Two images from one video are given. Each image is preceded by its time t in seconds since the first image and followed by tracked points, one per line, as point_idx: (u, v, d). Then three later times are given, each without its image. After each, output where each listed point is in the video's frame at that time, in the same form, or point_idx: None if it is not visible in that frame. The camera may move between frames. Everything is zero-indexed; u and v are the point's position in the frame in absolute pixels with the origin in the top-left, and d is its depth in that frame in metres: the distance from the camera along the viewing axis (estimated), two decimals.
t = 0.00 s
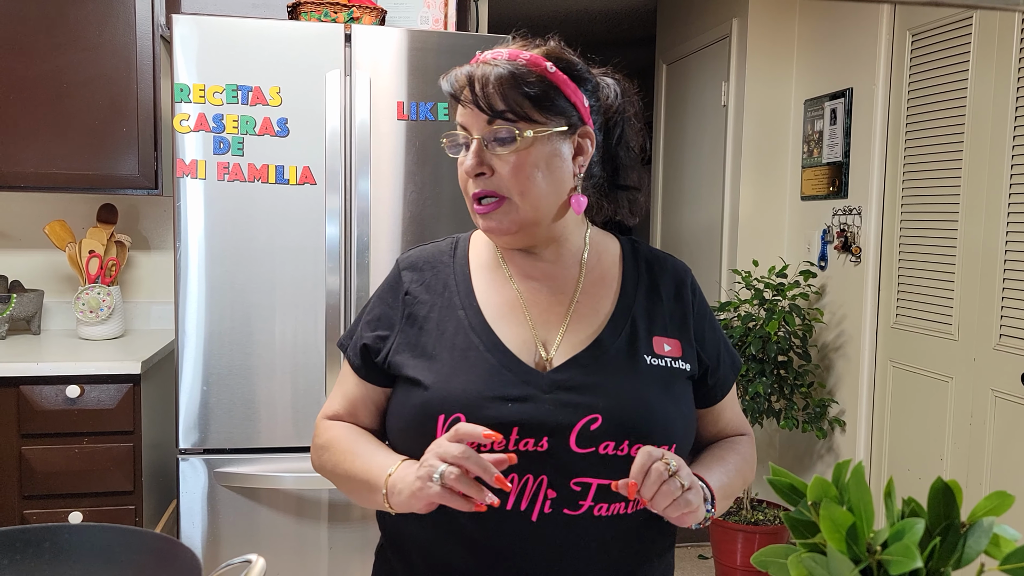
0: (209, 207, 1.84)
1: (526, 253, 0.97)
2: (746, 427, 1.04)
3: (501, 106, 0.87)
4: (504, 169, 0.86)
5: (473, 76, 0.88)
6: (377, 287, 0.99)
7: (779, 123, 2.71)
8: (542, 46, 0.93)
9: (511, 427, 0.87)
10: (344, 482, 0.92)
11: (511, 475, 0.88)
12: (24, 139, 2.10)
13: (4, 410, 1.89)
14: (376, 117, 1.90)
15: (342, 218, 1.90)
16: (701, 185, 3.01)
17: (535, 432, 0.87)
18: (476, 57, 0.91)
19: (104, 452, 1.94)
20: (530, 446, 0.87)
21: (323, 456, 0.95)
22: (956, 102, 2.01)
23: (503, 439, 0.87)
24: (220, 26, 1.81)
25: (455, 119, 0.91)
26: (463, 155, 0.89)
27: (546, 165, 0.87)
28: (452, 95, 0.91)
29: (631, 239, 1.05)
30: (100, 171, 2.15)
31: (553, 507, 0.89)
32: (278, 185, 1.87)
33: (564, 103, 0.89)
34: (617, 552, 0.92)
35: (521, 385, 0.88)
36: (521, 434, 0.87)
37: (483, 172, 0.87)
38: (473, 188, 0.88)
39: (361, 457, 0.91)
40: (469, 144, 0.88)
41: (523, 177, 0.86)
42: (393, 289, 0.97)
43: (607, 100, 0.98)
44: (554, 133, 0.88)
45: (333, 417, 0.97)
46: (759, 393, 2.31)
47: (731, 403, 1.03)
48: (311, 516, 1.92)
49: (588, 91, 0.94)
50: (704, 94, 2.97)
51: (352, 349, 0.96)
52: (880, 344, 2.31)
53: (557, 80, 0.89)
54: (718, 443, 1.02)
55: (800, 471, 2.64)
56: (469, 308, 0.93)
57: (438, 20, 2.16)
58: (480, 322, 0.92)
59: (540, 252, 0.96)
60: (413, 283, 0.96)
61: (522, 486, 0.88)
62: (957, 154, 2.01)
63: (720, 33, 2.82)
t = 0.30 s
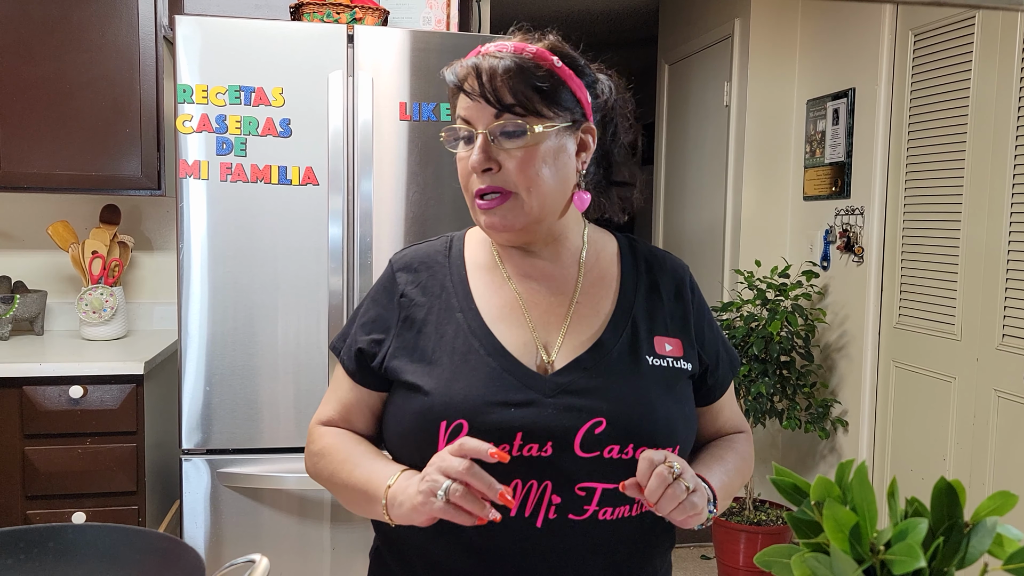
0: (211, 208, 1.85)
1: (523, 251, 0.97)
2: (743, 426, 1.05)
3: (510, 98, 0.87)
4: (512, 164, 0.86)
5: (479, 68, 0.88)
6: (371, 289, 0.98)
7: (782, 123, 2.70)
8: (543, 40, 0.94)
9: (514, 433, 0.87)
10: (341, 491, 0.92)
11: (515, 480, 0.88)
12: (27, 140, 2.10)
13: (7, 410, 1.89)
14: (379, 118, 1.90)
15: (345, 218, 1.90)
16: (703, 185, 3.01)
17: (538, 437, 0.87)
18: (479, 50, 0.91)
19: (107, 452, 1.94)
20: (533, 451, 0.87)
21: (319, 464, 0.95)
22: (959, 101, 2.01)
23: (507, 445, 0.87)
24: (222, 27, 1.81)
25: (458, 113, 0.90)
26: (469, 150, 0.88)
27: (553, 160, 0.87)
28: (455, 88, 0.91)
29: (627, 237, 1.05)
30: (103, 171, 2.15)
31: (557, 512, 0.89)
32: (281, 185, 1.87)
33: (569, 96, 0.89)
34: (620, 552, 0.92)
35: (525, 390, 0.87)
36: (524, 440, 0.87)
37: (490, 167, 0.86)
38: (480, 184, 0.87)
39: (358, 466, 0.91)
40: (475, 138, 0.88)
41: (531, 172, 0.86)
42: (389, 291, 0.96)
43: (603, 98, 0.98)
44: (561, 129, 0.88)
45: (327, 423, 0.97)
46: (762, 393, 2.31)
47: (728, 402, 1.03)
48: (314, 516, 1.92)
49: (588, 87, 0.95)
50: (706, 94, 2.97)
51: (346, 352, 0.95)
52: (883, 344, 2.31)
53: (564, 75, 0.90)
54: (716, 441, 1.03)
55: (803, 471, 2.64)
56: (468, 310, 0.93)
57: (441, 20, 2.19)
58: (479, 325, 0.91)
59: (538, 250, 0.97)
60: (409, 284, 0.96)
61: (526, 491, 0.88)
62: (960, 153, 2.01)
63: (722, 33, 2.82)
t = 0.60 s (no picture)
0: (213, 209, 1.84)
1: (523, 252, 0.97)
2: (742, 425, 1.05)
3: (552, 86, 0.91)
4: (559, 149, 0.89)
5: (523, 51, 0.90)
6: (363, 294, 0.97)
7: (784, 123, 2.70)
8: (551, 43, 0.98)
9: (515, 440, 0.86)
10: (340, 502, 0.92)
11: (517, 487, 0.87)
12: (31, 139, 2.10)
13: (9, 410, 1.89)
14: (381, 117, 1.89)
15: (347, 217, 1.90)
16: (706, 185, 3.00)
17: (539, 444, 0.86)
18: (509, 36, 0.93)
19: (109, 452, 1.94)
20: (535, 458, 0.87)
21: (316, 475, 0.94)
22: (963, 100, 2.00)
23: (508, 452, 0.86)
24: (224, 26, 1.81)
25: (495, 95, 0.90)
26: (512, 133, 0.89)
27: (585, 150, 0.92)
28: (489, 71, 0.91)
29: (623, 233, 1.04)
30: (105, 171, 2.15)
31: (560, 519, 0.88)
32: (283, 185, 1.87)
33: (593, 91, 0.96)
34: (623, 554, 0.91)
35: (526, 396, 0.87)
36: (526, 447, 0.86)
37: (540, 150, 0.88)
38: (527, 167, 0.88)
39: (356, 478, 0.90)
40: (514, 121, 0.90)
41: (571, 159, 0.90)
42: (382, 296, 0.95)
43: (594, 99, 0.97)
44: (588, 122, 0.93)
45: (323, 432, 0.96)
46: (765, 393, 2.30)
47: (729, 401, 1.03)
48: (316, 517, 1.91)
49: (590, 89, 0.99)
50: (708, 93, 2.97)
51: (342, 359, 0.94)
52: (886, 343, 2.30)
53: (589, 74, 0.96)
54: (716, 440, 1.02)
55: (806, 471, 2.64)
56: (464, 315, 0.92)
57: (443, 19, 2.16)
58: (476, 329, 0.91)
59: (536, 250, 0.97)
60: (403, 289, 0.95)
61: (528, 499, 0.87)
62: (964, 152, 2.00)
63: (725, 32, 2.82)
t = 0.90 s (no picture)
0: (216, 210, 1.85)
1: (522, 252, 0.97)
2: (744, 425, 1.05)
3: (555, 88, 0.90)
4: (559, 154, 0.89)
5: (524, 53, 0.90)
6: (363, 295, 0.97)
7: (787, 123, 2.70)
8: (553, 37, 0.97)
9: (519, 442, 0.86)
10: (343, 506, 0.92)
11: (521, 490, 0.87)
12: (35, 141, 2.11)
13: (14, 411, 1.89)
14: (384, 118, 1.90)
15: (350, 219, 1.90)
16: (709, 185, 3.00)
17: (544, 446, 0.86)
18: (509, 37, 0.92)
19: (112, 453, 1.94)
20: (539, 460, 0.86)
21: (318, 478, 0.94)
22: (967, 100, 2.00)
23: (512, 455, 0.86)
24: (229, 28, 1.81)
25: (495, 98, 0.90)
26: (512, 137, 0.89)
27: (586, 154, 0.92)
28: (489, 73, 0.91)
29: (623, 234, 1.04)
30: (108, 172, 2.15)
31: (563, 521, 0.88)
32: (286, 186, 1.87)
33: (594, 93, 0.95)
34: (627, 555, 0.91)
35: (529, 398, 0.87)
36: (530, 449, 0.86)
37: (541, 155, 0.88)
38: (528, 171, 0.88)
39: (360, 482, 0.90)
40: (515, 125, 0.89)
41: (571, 164, 0.90)
42: (383, 297, 0.95)
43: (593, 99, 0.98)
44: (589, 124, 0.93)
45: (322, 434, 0.96)
46: (769, 394, 2.30)
47: (731, 400, 1.03)
48: (319, 518, 1.91)
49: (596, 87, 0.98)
50: (712, 94, 2.97)
51: (342, 362, 0.94)
52: (890, 344, 2.30)
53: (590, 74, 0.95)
54: (717, 440, 1.02)
55: (810, 472, 2.63)
56: (466, 316, 0.92)
57: (446, 21, 2.17)
58: (478, 330, 0.91)
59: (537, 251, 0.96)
60: (403, 290, 0.95)
61: (532, 502, 0.87)
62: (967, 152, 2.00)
63: (728, 33, 2.82)
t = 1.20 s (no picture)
0: (220, 211, 1.85)
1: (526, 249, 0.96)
2: (748, 422, 1.04)
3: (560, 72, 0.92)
4: (571, 130, 0.89)
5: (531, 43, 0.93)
6: (364, 295, 0.97)
7: (790, 123, 2.69)
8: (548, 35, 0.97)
9: (523, 440, 0.86)
10: (344, 503, 0.92)
11: (524, 490, 0.87)
12: (37, 141, 2.11)
13: (17, 411, 1.89)
14: (387, 118, 1.90)
15: (353, 219, 1.90)
16: (711, 186, 3.00)
17: (547, 445, 0.86)
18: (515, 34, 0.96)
19: (116, 453, 1.95)
20: (543, 459, 0.86)
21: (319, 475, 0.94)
22: (971, 100, 1.99)
23: (515, 453, 0.86)
24: (232, 29, 1.81)
25: (505, 83, 0.92)
26: (523, 115, 0.89)
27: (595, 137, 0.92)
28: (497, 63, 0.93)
29: (624, 232, 1.04)
30: (111, 173, 2.16)
31: (567, 520, 0.88)
32: (289, 186, 1.87)
33: (594, 87, 0.98)
34: (631, 554, 0.91)
35: (532, 396, 0.87)
36: (534, 447, 0.86)
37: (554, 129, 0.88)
38: (541, 144, 0.87)
39: (361, 479, 0.90)
40: (523, 106, 0.90)
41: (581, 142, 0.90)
42: (384, 296, 0.95)
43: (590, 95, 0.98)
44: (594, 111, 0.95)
45: (323, 433, 0.96)
46: (772, 394, 2.30)
47: (734, 397, 1.02)
48: (323, 518, 1.91)
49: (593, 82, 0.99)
50: (715, 93, 2.96)
51: (344, 361, 0.94)
52: (893, 344, 2.29)
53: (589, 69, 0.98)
54: (720, 437, 1.02)
55: (813, 472, 2.63)
56: (468, 314, 0.92)
57: (449, 21, 2.17)
58: (480, 328, 0.91)
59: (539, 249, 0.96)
60: (405, 289, 0.95)
61: (535, 502, 0.87)
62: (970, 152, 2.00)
63: (731, 32, 2.81)
